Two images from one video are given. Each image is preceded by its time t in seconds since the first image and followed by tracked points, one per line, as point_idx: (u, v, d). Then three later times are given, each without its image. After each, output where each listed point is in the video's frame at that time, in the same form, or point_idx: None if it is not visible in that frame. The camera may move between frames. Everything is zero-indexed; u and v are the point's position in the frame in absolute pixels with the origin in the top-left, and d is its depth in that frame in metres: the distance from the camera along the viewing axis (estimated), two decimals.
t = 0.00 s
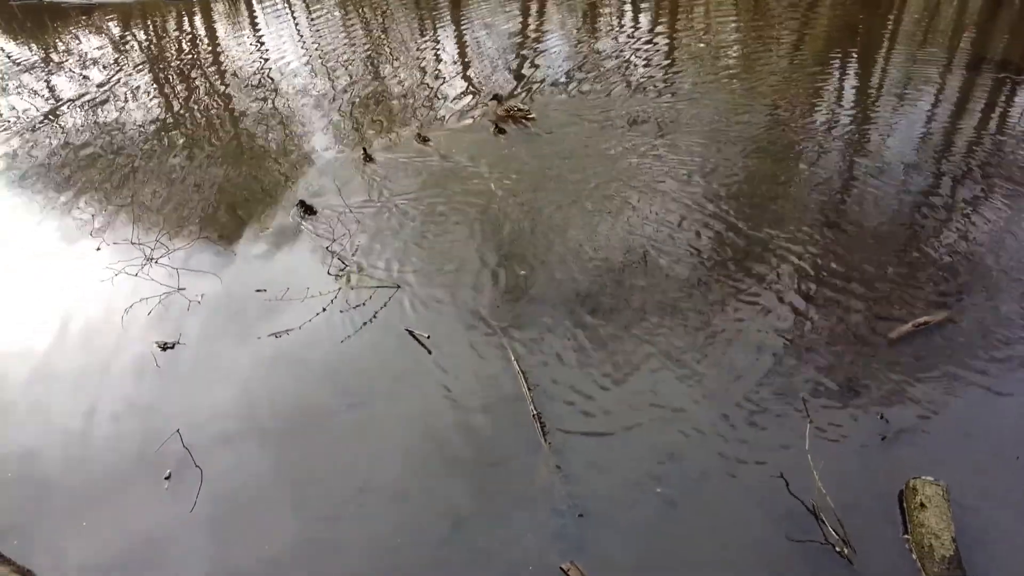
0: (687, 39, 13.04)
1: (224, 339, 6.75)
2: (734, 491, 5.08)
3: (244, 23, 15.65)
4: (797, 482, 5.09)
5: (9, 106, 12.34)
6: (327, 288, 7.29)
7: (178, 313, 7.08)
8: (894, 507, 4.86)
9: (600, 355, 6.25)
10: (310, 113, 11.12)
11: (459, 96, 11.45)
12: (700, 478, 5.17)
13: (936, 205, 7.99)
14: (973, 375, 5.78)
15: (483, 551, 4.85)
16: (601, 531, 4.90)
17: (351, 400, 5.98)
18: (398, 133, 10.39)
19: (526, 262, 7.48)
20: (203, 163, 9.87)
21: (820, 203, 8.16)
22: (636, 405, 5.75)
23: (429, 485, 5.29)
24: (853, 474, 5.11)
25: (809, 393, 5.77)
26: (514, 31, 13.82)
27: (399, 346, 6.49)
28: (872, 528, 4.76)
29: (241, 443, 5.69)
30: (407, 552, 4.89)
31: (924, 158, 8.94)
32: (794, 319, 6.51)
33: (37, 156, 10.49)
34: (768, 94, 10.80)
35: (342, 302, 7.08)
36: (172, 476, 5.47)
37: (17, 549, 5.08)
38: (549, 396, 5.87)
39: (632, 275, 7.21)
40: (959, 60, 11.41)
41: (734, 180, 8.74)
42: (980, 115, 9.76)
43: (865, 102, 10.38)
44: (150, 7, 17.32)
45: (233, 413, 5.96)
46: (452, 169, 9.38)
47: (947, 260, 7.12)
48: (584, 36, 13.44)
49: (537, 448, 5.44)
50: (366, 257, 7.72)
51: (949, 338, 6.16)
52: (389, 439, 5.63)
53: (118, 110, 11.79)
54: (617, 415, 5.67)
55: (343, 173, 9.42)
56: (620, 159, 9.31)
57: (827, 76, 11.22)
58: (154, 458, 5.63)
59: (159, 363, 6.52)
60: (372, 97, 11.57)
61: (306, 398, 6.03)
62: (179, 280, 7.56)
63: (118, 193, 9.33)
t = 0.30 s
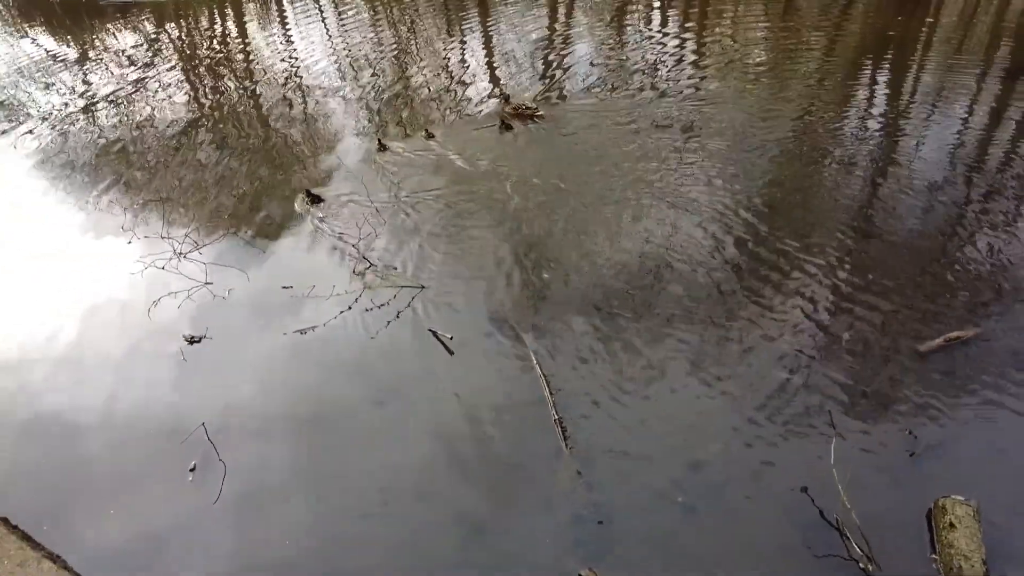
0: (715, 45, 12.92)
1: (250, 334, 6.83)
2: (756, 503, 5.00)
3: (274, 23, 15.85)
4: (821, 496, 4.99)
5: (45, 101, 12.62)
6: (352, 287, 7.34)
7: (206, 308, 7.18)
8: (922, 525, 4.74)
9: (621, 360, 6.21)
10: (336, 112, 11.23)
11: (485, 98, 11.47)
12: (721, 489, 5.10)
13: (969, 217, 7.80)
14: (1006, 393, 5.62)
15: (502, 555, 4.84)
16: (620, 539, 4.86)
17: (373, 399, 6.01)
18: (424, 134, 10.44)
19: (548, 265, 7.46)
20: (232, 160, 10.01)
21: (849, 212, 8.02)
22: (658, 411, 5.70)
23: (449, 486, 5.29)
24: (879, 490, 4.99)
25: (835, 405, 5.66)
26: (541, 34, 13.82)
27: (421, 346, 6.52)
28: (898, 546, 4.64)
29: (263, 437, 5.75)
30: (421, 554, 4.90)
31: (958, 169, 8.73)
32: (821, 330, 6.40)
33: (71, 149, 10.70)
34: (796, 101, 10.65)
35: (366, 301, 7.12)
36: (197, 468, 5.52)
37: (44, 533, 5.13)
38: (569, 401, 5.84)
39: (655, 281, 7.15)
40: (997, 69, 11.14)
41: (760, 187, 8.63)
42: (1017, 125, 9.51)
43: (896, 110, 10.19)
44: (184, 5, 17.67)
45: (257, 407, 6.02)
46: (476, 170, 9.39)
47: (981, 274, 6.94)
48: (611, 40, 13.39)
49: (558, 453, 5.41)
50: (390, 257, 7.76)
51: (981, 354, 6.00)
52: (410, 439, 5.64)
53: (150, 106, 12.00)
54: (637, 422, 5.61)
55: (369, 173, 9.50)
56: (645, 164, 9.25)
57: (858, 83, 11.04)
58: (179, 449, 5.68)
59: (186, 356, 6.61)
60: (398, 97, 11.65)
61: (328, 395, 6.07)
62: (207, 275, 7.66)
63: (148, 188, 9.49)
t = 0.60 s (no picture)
0: (736, 48, 12.80)
1: (268, 331, 6.89)
2: (771, 512, 4.96)
3: (296, 23, 15.97)
4: (838, 508, 4.94)
5: (70, 98, 12.81)
6: (370, 287, 7.39)
7: (224, 305, 7.26)
8: (941, 540, 4.69)
9: (637, 366, 6.18)
10: (355, 113, 11.29)
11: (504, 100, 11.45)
12: (736, 498, 5.06)
13: (994, 226, 7.67)
14: None
15: (514, 558, 4.85)
16: (633, 545, 4.84)
17: (389, 399, 6.03)
18: (442, 135, 10.46)
19: (565, 268, 7.45)
20: (253, 159, 10.09)
21: (870, 220, 7.92)
22: (673, 418, 5.67)
23: (462, 488, 5.30)
24: (897, 503, 4.94)
25: (854, 416, 5.60)
26: (561, 36, 13.78)
27: (437, 346, 6.54)
28: (916, 561, 4.60)
29: (277, 433, 5.81)
30: (422, 554, 4.93)
31: (982, 177, 8.58)
32: (840, 339, 6.33)
33: (94, 146, 10.85)
34: (818, 106, 10.52)
35: (383, 301, 7.16)
36: (214, 463, 5.58)
37: (64, 523, 5.22)
38: (584, 405, 5.82)
39: (672, 286, 7.11)
40: None
41: (780, 193, 8.54)
42: None
43: (920, 116, 10.05)
44: (208, 4, 17.89)
45: (273, 405, 6.04)
46: (493, 173, 9.39)
47: (1005, 285, 6.82)
48: (631, 43, 13.31)
49: (572, 458, 5.39)
50: (407, 257, 7.80)
51: (1004, 367, 5.90)
52: (424, 439, 5.66)
53: (173, 104, 12.14)
54: (653, 428, 5.59)
55: (387, 174, 9.53)
56: (663, 168, 9.19)
57: (881, 88, 10.90)
58: (197, 445, 5.74)
59: (205, 352, 6.68)
60: (418, 98, 11.71)
61: (344, 394, 6.10)
62: (227, 271, 7.76)
63: (170, 185, 9.60)
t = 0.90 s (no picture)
0: (758, 56, 12.73)
1: (289, 329, 6.98)
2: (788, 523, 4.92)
3: (320, 25, 16.14)
4: (857, 520, 4.88)
5: (97, 97, 13.05)
6: (391, 288, 7.46)
7: (247, 303, 7.37)
8: (963, 557, 4.64)
9: (654, 373, 6.17)
10: (376, 115, 11.41)
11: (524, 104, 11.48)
12: (753, 508, 5.03)
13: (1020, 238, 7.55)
14: None
15: (530, 561, 4.87)
16: (648, 552, 4.83)
17: (407, 400, 6.08)
18: (462, 140, 10.52)
19: (583, 273, 7.46)
20: (275, 161, 10.21)
21: (893, 230, 7.84)
22: (689, 425, 5.65)
23: (478, 490, 5.33)
24: (918, 518, 4.87)
25: (874, 428, 5.54)
26: (582, 42, 13.79)
27: (456, 349, 6.57)
28: None
29: (295, 431, 5.87)
30: (422, 553, 4.97)
31: (1008, 188, 8.46)
32: (861, 351, 6.27)
33: (119, 145, 11.04)
34: (841, 115, 10.44)
35: (402, 303, 7.22)
36: (234, 459, 5.66)
37: (88, 513, 5.26)
38: (601, 410, 5.82)
39: (689, 294, 7.08)
40: None
41: (800, 202, 8.47)
42: None
43: (945, 126, 9.94)
44: (233, 6, 18.18)
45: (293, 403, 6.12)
46: (513, 177, 9.42)
47: None
48: (652, 49, 13.28)
49: (589, 463, 5.40)
50: (426, 259, 7.86)
51: None
52: (442, 441, 5.69)
53: (198, 104, 12.33)
54: (670, 436, 5.58)
55: (407, 177, 9.60)
56: (682, 175, 9.16)
57: (905, 97, 10.80)
58: (218, 440, 5.82)
59: (228, 350, 6.78)
60: (438, 101, 11.81)
61: (363, 394, 6.16)
62: (247, 270, 7.86)
63: (193, 185, 9.74)
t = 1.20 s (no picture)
0: (776, 61, 12.65)
1: (304, 329, 7.03)
2: (801, 533, 4.92)
3: (337, 28, 16.28)
4: (871, 532, 4.86)
5: (118, 97, 13.24)
6: (405, 289, 7.49)
7: (263, 303, 7.44)
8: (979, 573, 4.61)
9: (667, 379, 6.16)
10: (392, 118, 11.49)
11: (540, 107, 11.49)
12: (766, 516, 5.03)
13: None
14: None
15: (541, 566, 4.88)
16: (660, 559, 4.86)
17: (420, 403, 6.09)
18: (478, 142, 10.55)
19: (596, 277, 7.46)
20: (293, 163, 10.30)
21: (911, 238, 7.76)
22: (702, 432, 5.65)
23: (490, 493, 5.34)
24: (934, 531, 4.84)
25: (890, 438, 5.50)
26: (598, 46, 13.79)
27: (470, 352, 6.59)
28: None
29: (308, 431, 5.90)
30: (422, 554, 4.99)
31: None
32: (878, 360, 6.21)
33: (138, 146, 11.19)
34: (859, 122, 10.34)
35: (417, 305, 7.25)
36: (249, 457, 5.67)
37: (106, 508, 5.26)
38: (614, 415, 5.82)
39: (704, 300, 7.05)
40: None
41: (817, 209, 8.41)
42: None
43: (965, 134, 9.83)
44: (253, 8, 18.39)
45: (307, 403, 6.15)
46: (528, 180, 9.43)
47: None
48: (668, 54, 13.25)
49: (602, 470, 5.41)
50: (440, 261, 7.90)
51: None
52: (454, 444, 5.71)
53: (217, 106, 12.49)
54: (682, 442, 5.58)
55: (423, 179, 9.65)
56: (697, 180, 9.12)
57: (925, 104, 10.70)
58: (233, 438, 5.84)
59: (244, 349, 6.83)
60: (453, 104, 11.87)
61: (377, 396, 6.18)
62: (255, 270, 7.94)
63: (210, 185, 9.85)
